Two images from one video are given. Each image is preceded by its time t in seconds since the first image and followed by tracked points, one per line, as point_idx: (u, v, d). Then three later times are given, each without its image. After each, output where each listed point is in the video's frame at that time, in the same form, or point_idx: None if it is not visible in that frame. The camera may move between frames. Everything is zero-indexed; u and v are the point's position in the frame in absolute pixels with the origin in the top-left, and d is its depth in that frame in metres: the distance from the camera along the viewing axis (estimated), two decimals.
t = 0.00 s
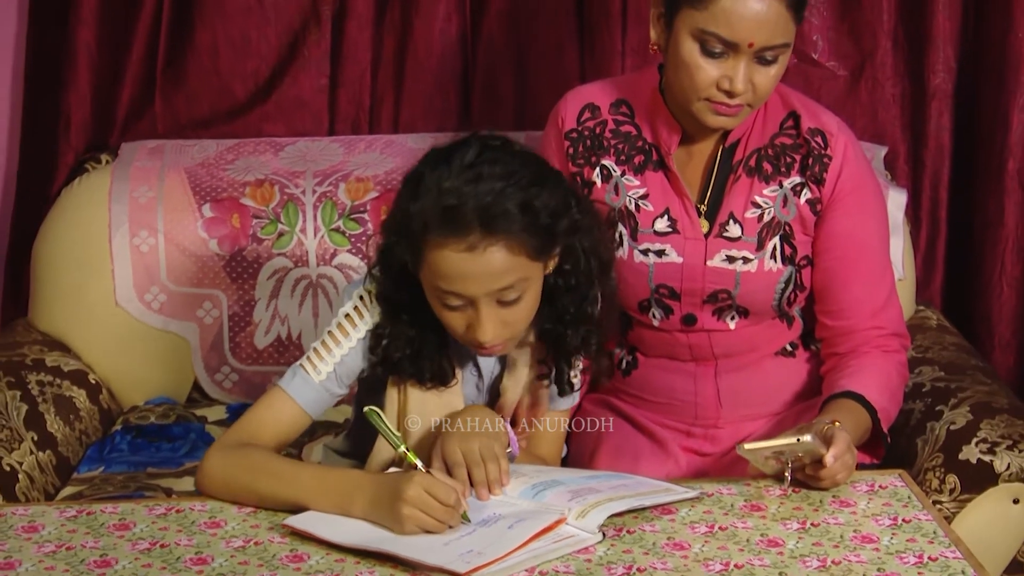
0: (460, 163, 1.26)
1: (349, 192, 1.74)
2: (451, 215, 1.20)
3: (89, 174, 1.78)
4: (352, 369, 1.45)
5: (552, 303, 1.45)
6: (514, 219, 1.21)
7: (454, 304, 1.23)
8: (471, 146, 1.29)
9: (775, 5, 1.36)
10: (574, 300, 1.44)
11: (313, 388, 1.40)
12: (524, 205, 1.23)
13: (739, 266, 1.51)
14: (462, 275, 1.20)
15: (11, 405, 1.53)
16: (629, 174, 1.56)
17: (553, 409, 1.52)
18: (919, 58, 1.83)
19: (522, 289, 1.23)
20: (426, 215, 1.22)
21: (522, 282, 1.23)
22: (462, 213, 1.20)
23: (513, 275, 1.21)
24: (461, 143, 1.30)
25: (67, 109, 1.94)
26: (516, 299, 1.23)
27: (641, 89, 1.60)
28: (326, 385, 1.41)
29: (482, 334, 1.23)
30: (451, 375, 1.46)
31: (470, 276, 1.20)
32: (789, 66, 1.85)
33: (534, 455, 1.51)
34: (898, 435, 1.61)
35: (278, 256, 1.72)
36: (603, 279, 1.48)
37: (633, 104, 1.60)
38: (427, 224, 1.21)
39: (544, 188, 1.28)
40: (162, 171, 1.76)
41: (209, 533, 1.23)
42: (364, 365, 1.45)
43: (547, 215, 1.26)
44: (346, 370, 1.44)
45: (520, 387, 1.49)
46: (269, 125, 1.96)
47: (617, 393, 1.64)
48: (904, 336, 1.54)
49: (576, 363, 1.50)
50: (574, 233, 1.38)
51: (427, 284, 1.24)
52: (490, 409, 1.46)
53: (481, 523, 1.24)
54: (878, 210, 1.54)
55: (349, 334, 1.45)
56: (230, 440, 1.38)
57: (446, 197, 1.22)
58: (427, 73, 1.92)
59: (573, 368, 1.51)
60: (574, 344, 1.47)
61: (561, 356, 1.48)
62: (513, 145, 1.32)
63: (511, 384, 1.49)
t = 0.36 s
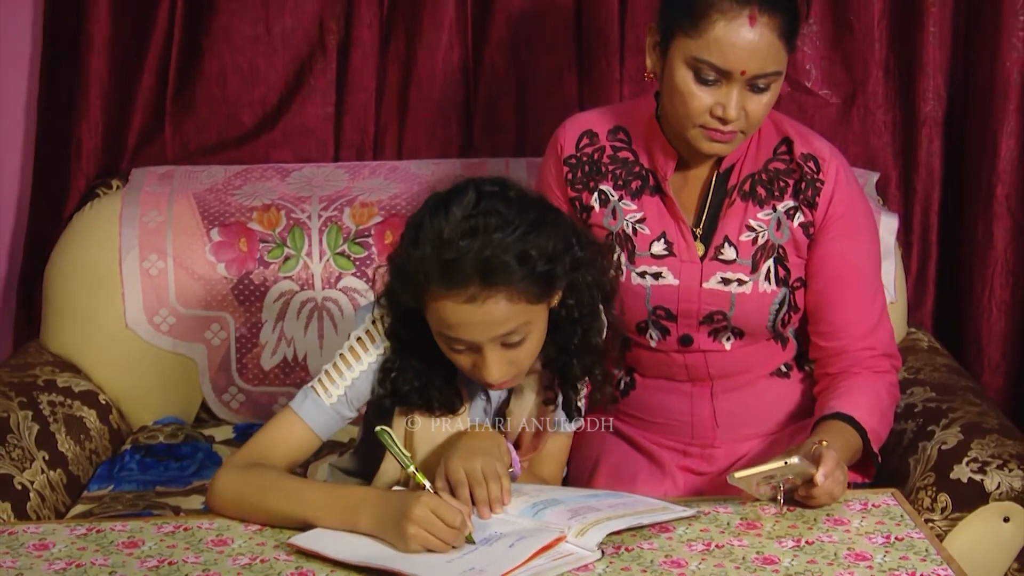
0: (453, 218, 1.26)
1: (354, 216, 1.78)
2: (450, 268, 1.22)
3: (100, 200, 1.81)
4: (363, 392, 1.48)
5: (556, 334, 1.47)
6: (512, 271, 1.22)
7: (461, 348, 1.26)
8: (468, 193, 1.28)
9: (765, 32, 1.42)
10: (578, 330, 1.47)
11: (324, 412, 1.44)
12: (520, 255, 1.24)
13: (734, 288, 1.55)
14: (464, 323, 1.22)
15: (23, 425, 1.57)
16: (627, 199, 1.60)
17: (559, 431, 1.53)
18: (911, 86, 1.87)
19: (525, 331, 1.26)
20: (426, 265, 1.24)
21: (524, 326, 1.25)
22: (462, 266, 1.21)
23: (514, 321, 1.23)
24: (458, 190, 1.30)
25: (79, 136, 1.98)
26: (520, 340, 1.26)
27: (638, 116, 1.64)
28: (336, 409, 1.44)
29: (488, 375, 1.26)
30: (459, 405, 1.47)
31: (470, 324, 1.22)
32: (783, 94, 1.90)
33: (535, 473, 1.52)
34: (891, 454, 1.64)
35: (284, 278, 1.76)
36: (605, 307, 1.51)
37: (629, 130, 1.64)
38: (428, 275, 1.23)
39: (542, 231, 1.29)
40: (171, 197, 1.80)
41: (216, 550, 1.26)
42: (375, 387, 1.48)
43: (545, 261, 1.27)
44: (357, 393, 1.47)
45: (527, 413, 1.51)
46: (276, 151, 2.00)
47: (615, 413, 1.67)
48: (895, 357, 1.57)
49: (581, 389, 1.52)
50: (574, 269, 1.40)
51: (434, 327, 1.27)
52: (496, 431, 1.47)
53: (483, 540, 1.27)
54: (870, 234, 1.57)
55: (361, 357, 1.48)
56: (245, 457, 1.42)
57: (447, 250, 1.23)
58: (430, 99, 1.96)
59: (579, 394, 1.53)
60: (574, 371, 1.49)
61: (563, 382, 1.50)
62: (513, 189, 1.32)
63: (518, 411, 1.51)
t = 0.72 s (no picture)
0: (460, 246, 1.31)
1: (360, 240, 1.83)
2: (457, 296, 1.27)
3: (114, 224, 1.87)
4: (370, 409, 1.53)
5: (557, 355, 1.52)
6: (518, 299, 1.28)
7: (468, 371, 1.32)
8: (474, 222, 1.34)
9: (755, 59, 1.48)
10: (578, 352, 1.52)
11: (333, 429, 1.48)
12: (525, 284, 1.29)
13: (726, 308, 1.60)
14: (471, 348, 1.28)
15: (39, 442, 1.62)
16: (623, 222, 1.65)
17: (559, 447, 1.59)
18: (899, 113, 1.92)
19: (530, 355, 1.31)
20: (433, 293, 1.29)
21: (529, 351, 1.30)
22: (469, 295, 1.26)
23: (518, 346, 1.28)
24: (463, 220, 1.35)
25: (95, 162, 2.04)
26: (524, 364, 1.31)
27: (634, 142, 1.70)
28: (345, 425, 1.49)
29: (492, 397, 1.31)
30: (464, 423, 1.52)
31: (477, 349, 1.27)
32: (775, 121, 1.95)
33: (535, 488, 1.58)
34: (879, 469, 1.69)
35: (292, 299, 1.81)
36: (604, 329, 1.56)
37: (626, 156, 1.69)
38: (435, 302, 1.28)
39: (545, 259, 1.34)
40: (183, 221, 1.85)
41: (226, 563, 1.31)
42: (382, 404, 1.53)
43: (549, 287, 1.32)
44: (364, 411, 1.52)
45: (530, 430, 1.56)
46: (285, 176, 2.06)
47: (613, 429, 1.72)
48: (880, 376, 1.62)
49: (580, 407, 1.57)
50: (575, 293, 1.45)
51: (441, 352, 1.32)
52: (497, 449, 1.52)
53: (485, 553, 1.32)
54: (858, 257, 1.62)
55: (368, 376, 1.53)
56: (256, 471, 1.47)
57: (454, 279, 1.28)
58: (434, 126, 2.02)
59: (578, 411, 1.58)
60: (575, 392, 1.54)
61: (564, 400, 1.55)
62: (517, 219, 1.37)
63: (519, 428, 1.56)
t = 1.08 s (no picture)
0: (465, 263, 1.38)
1: (367, 258, 1.90)
2: (461, 312, 1.33)
3: (131, 243, 1.94)
4: (376, 421, 1.59)
5: (555, 370, 1.59)
6: (519, 315, 1.34)
7: (470, 385, 1.38)
8: (477, 241, 1.41)
9: (745, 81, 1.55)
10: (574, 367, 1.58)
11: (340, 440, 1.55)
12: (527, 301, 1.35)
13: (719, 324, 1.67)
14: (473, 361, 1.34)
15: (57, 453, 1.69)
16: (620, 241, 1.72)
17: (557, 458, 1.65)
18: (885, 137, 2.00)
19: (530, 369, 1.38)
20: (438, 309, 1.36)
21: (530, 364, 1.37)
22: (473, 310, 1.33)
23: (519, 361, 1.35)
24: (467, 240, 1.42)
25: (111, 184, 2.11)
26: (525, 377, 1.38)
27: (630, 164, 1.77)
28: (351, 436, 1.55)
29: (493, 409, 1.37)
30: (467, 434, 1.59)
31: (481, 364, 1.34)
32: (765, 145, 2.03)
33: (534, 497, 1.64)
34: (867, 481, 1.75)
35: (301, 315, 1.88)
36: (601, 344, 1.61)
37: (623, 178, 1.76)
38: (440, 318, 1.35)
39: (546, 277, 1.41)
40: (197, 240, 1.92)
41: (238, 570, 1.36)
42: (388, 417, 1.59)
43: (549, 305, 1.38)
44: (370, 422, 1.58)
45: (531, 442, 1.63)
46: (294, 198, 2.14)
47: (610, 441, 1.78)
48: (867, 390, 1.69)
49: (578, 418, 1.64)
50: (575, 311, 1.51)
51: (445, 366, 1.38)
52: (498, 459, 1.59)
53: (487, 560, 1.37)
54: (844, 275, 1.69)
55: (373, 391, 1.60)
56: (266, 482, 1.53)
57: (458, 296, 1.34)
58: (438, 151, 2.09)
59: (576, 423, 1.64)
60: (574, 405, 1.60)
61: (563, 412, 1.61)
62: (518, 238, 1.44)
63: (519, 440, 1.63)
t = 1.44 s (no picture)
0: (467, 270, 1.45)
1: (373, 270, 1.98)
2: (463, 317, 1.40)
3: (147, 254, 2.03)
4: (379, 425, 1.67)
5: (553, 374, 1.65)
6: (519, 320, 1.41)
7: (472, 388, 1.45)
8: (479, 250, 1.49)
9: (723, 84, 1.64)
10: (572, 372, 1.65)
11: (346, 442, 1.62)
12: (528, 306, 1.43)
13: (712, 332, 1.74)
14: (474, 365, 1.41)
15: (76, 456, 1.76)
16: (617, 252, 1.79)
17: (555, 460, 1.72)
18: (871, 153, 2.08)
19: (529, 372, 1.45)
20: (441, 314, 1.43)
21: (527, 368, 1.44)
22: (474, 315, 1.40)
23: (518, 365, 1.42)
24: (470, 249, 1.50)
25: (129, 198, 2.19)
26: (523, 381, 1.45)
27: (627, 178, 1.84)
28: (357, 439, 1.62)
29: (494, 411, 1.45)
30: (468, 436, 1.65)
31: (482, 367, 1.41)
32: (756, 161, 2.11)
33: (534, 499, 1.71)
34: (854, 483, 1.82)
35: (310, 324, 1.95)
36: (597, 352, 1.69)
37: (619, 192, 1.84)
38: (442, 322, 1.42)
39: (545, 284, 1.48)
40: (210, 252, 2.00)
41: (249, 569, 1.42)
42: (391, 421, 1.67)
43: (547, 310, 1.46)
44: (374, 426, 1.66)
45: (530, 445, 1.70)
46: (304, 212, 2.21)
47: (606, 445, 1.86)
48: (855, 396, 1.75)
49: (574, 422, 1.71)
50: (573, 317, 1.59)
51: (447, 369, 1.45)
52: (498, 462, 1.65)
53: (490, 558, 1.43)
54: (831, 283, 1.77)
55: (377, 396, 1.67)
56: (274, 485, 1.59)
57: (461, 301, 1.42)
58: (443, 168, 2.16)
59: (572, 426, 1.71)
60: (571, 409, 1.68)
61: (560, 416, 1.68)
62: (518, 246, 1.52)
63: (518, 442, 1.70)
